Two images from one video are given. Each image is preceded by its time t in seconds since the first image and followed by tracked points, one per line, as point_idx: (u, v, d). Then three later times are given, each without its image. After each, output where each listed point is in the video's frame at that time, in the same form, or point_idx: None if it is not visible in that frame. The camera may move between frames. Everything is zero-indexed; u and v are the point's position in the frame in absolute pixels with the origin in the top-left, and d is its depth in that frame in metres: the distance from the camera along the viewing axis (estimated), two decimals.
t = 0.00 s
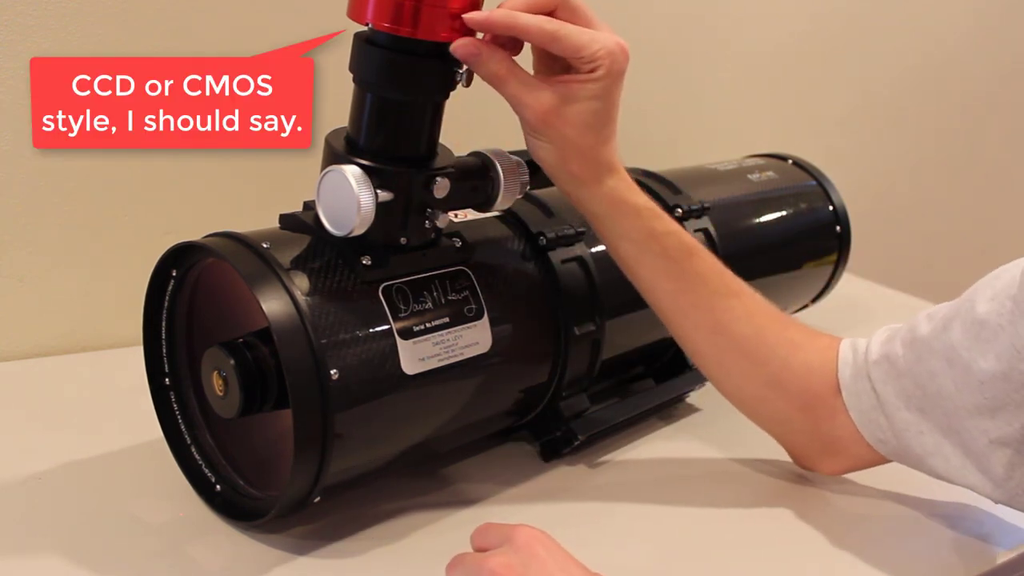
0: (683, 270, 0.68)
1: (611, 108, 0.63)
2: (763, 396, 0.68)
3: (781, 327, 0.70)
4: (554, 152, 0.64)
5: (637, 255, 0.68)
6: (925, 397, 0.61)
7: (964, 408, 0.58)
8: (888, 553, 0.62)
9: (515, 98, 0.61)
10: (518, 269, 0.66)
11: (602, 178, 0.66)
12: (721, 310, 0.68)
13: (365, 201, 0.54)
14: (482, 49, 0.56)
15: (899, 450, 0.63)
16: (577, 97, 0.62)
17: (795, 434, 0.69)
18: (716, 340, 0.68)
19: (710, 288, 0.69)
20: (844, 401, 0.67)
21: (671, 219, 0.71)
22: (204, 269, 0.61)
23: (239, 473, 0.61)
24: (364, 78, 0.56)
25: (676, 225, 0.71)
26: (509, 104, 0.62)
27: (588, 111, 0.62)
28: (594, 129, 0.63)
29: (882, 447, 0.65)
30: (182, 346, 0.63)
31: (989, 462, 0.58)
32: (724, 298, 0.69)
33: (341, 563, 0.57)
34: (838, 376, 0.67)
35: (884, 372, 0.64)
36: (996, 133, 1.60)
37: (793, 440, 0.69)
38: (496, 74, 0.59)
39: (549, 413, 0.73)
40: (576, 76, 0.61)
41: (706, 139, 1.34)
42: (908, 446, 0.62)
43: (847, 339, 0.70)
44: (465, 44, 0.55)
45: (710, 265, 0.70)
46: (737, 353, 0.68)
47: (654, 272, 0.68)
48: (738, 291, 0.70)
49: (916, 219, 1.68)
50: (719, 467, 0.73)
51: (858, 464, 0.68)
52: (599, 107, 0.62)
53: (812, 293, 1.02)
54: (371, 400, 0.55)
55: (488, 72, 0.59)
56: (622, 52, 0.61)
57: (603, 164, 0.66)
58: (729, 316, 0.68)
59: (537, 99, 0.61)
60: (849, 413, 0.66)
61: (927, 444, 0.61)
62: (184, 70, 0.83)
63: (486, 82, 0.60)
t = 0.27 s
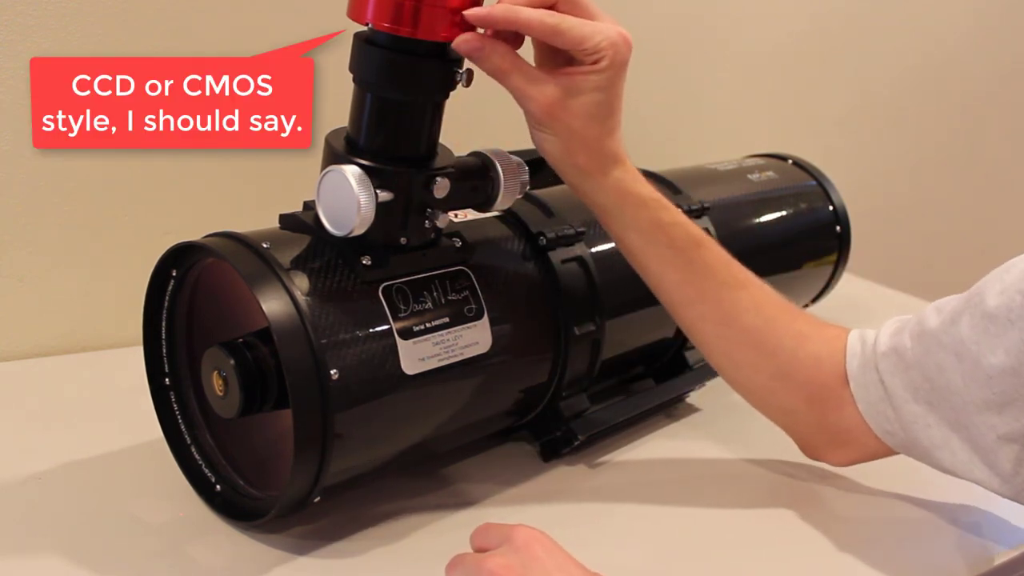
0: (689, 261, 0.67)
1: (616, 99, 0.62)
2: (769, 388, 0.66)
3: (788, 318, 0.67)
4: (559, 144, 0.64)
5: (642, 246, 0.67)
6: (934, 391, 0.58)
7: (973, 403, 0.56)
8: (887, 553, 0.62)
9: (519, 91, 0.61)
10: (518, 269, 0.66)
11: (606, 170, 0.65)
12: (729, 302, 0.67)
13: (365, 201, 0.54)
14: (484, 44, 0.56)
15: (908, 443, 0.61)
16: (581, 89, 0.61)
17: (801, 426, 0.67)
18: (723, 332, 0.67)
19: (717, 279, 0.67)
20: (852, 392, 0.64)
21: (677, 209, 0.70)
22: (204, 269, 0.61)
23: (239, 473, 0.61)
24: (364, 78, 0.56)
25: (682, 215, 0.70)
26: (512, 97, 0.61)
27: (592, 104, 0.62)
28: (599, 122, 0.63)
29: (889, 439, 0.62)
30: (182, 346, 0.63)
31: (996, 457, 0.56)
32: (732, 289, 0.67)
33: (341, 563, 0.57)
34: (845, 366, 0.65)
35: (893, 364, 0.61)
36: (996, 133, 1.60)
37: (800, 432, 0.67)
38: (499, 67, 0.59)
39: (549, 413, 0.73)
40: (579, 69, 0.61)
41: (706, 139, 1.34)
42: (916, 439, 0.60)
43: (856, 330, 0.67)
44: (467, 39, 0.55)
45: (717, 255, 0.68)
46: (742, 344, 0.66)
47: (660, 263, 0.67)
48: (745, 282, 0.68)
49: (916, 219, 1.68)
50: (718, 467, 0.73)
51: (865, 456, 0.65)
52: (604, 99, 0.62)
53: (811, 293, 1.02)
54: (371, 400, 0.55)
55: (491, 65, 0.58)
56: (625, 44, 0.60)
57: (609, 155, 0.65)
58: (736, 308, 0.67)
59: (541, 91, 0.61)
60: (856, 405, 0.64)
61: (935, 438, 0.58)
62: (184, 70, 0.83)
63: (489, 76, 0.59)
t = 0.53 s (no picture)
0: (691, 257, 0.67)
1: (611, 97, 0.62)
2: (775, 381, 0.67)
3: (793, 313, 0.68)
4: (557, 143, 0.63)
5: (644, 243, 0.67)
6: (939, 386, 0.58)
7: (979, 399, 0.56)
8: (888, 554, 0.62)
9: (514, 93, 0.60)
10: (518, 269, 0.66)
11: (607, 167, 0.65)
12: (732, 296, 0.67)
13: (365, 201, 0.54)
14: (478, 46, 0.55)
15: (913, 437, 0.61)
16: (576, 89, 0.61)
17: (807, 419, 0.67)
18: (727, 327, 0.67)
19: (720, 275, 0.68)
20: (857, 386, 0.64)
21: (679, 205, 0.70)
22: (204, 269, 0.61)
23: (239, 473, 0.61)
24: (365, 78, 0.56)
25: (684, 211, 0.70)
26: (507, 97, 0.61)
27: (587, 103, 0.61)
28: (594, 121, 0.62)
29: (895, 433, 0.62)
30: (182, 346, 0.63)
31: (1001, 453, 0.56)
32: (734, 284, 0.68)
33: (342, 563, 0.57)
34: (851, 360, 0.65)
35: (899, 359, 0.61)
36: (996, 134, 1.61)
37: (806, 427, 0.67)
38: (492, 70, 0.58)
39: (549, 413, 0.73)
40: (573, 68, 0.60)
41: (706, 139, 1.34)
42: (921, 434, 0.60)
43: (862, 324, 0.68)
44: (460, 42, 0.54)
45: (719, 250, 0.69)
46: (747, 340, 0.67)
47: (663, 260, 0.68)
48: (748, 277, 0.69)
49: (915, 219, 1.68)
50: (719, 467, 0.73)
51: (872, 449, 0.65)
52: (598, 97, 0.61)
53: (811, 293, 1.02)
54: (371, 400, 0.55)
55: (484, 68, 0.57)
56: (617, 41, 0.59)
57: (608, 153, 0.65)
58: (740, 302, 0.67)
59: (535, 92, 0.60)
60: (862, 400, 0.64)
61: (941, 433, 0.58)
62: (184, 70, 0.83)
63: (483, 78, 0.58)
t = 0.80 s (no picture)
0: (695, 250, 0.67)
1: (612, 88, 0.62)
2: (780, 374, 0.66)
3: (798, 307, 0.67)
4: (560, 139, 0.63)
5: (648, 236, 0.67)
6: (947, 382, 0.57)
7: (987, 395, 0.55)
8: (888, 553, 0.62)
9: (516, 90, 0.60)
10: (518, 269, 0.66)
11: (609, 160, 0.65)
12: (737, 289, 0.67)
13: (365, 201, 0.54)
14: (478, 45, 0.55)
15: (920, 434, 0.60)
16: (577, 81, 0.61)
17: (813, 414, 0.66)
18: (731, 320, 0.67)
19: (725, 268, 0.67)
20: (864, 381, 0.63)
21: (682, 198, 0.70)
22: (204, 269, 0.61)
23: (239, 473, 0.61)
24: (364, 78, 0.56)
25: (688, 205, 0.70)
26: (509, 94, 0.61)
27: (589, 96, 0.61)
28: (597, 113, 0.62)
29: (902, 429, 0.62)
30: (182, 346, 0.63)
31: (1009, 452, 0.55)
32: (739, 277, 0.67)
33: (342, 563, 0.57)
34: (858, 355, 0.64)
35: (906, 355, 0.60)
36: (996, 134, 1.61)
37: (812, 422, 0.67)
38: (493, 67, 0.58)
39: (549, 413, 0.73)
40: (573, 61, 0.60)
41: (705, 139, 1.34)
42: (928, 431, 0.59)
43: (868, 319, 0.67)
44: (461, 44, 0.54)
45: (723, 243, 0.69)
46: (752, 333, 0.66)
47: (667, 252, 0.67)
48: (752, 270, 0.68)
49: (915, 219, 1.68)
50: (719, 467, 0.73)
51: (879, 444, 0.65)
52: (600, 89, 0.61)
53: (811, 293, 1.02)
54: (371, 400, 0.55)
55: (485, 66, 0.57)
56: (615, 31, 0.60)
57: (610, 147, 0.65)
58: (745, 295, 0.67)
59: (537, 87, 0.60)
60: (869, 396, 0.63)
61: (948, 429, 0.58)
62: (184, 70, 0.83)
63: (485, 77, 0.58)
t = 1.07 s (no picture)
0: (700, 247, 0.67)
1: (611, 85, 0.62)
2: (787, 372, 0.66)
3: (804, 305, 0.67)
4: (562, 138, 0.63)
5: (653, 233, 0.67)
6: (957, 381, 0.57)
7: (997, 395, 0.54)
8: (888, 554, 0.62)
9: (515, 89, 0.60)
10: (518, 269, 0.66)
11: (612, 158, 0.65)
12: (743, 286, 0.67)
13: (365, 200, 0.54)
14: (476, 45, 0.55)
15: (928, 433, 0.60)
16: (577, 78, 0.60)
17: (820, 412, 0.66)
18: (737, 317, 0.67)
19: (730, 265, 0.67)
20: (871, 378, 0.63)
21: (687, 196, 0.70)
22: (204, 269, 0.61)
23: (239, 473, 0.61)
24: (365, 78, 0.56)
25: (693, 202, 0.70)
26: (509, 94, 0.61)
27: (588, 93, 0.61)
28: (596, 111, 0.62)
29: (910, 428, 0.61)
30: (182, 346, 0.63)
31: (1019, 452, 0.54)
32: (744, 274, 0.67)
33: (342, 563, 0.57)
34: (866, 353, 0.64)
35: (916, 353, 0.60)
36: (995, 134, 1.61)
37: (819, 419, 0.67)
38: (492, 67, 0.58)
39: (549, 413, 0.73)
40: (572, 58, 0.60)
41: (705, 139, 1.34)
42: (936, 430, 0.59)
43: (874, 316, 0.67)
44: (458, 45, 0.54)
45: (727, 241, 0.69)
46: (757, 330, 0.66)
47: (671, 250, 0.67)
48: (757, 268, 0.68)
49: (915, 219, 1.68)
50: (719, 466, 0.73)
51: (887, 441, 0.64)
52: (599, 85, 0.61)
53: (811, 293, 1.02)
54: (371, 400, 0.55)
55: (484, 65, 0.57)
56: (613, 27, 0.60)
57: (613, 145, 0.64)
58: (750, 292, 0.67)
59: (537, 85, 0.60)
60: (877, 394, 0.63)
61: (956, 429, 0.57)
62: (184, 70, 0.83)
63: (484, 77, 0.58)
